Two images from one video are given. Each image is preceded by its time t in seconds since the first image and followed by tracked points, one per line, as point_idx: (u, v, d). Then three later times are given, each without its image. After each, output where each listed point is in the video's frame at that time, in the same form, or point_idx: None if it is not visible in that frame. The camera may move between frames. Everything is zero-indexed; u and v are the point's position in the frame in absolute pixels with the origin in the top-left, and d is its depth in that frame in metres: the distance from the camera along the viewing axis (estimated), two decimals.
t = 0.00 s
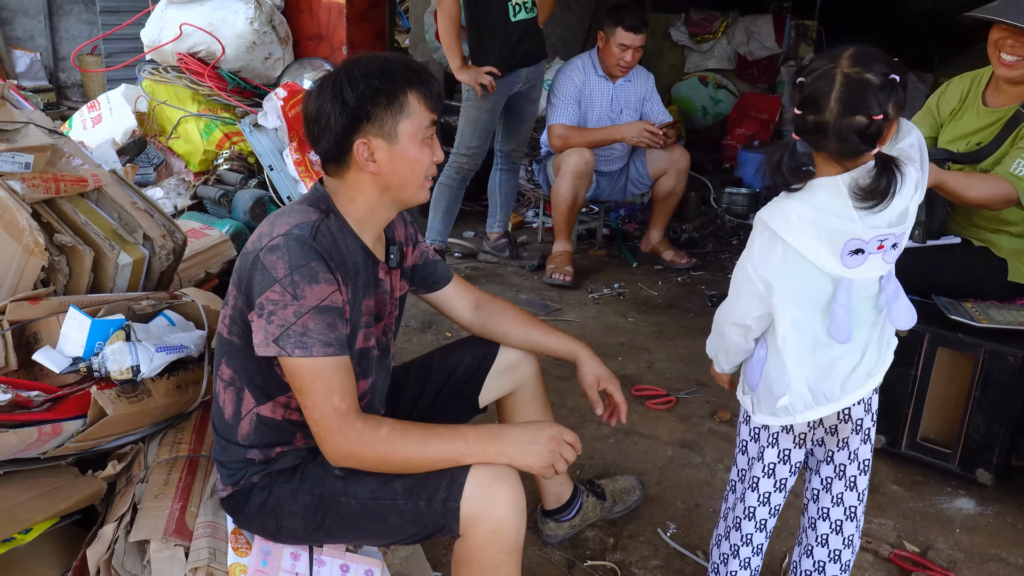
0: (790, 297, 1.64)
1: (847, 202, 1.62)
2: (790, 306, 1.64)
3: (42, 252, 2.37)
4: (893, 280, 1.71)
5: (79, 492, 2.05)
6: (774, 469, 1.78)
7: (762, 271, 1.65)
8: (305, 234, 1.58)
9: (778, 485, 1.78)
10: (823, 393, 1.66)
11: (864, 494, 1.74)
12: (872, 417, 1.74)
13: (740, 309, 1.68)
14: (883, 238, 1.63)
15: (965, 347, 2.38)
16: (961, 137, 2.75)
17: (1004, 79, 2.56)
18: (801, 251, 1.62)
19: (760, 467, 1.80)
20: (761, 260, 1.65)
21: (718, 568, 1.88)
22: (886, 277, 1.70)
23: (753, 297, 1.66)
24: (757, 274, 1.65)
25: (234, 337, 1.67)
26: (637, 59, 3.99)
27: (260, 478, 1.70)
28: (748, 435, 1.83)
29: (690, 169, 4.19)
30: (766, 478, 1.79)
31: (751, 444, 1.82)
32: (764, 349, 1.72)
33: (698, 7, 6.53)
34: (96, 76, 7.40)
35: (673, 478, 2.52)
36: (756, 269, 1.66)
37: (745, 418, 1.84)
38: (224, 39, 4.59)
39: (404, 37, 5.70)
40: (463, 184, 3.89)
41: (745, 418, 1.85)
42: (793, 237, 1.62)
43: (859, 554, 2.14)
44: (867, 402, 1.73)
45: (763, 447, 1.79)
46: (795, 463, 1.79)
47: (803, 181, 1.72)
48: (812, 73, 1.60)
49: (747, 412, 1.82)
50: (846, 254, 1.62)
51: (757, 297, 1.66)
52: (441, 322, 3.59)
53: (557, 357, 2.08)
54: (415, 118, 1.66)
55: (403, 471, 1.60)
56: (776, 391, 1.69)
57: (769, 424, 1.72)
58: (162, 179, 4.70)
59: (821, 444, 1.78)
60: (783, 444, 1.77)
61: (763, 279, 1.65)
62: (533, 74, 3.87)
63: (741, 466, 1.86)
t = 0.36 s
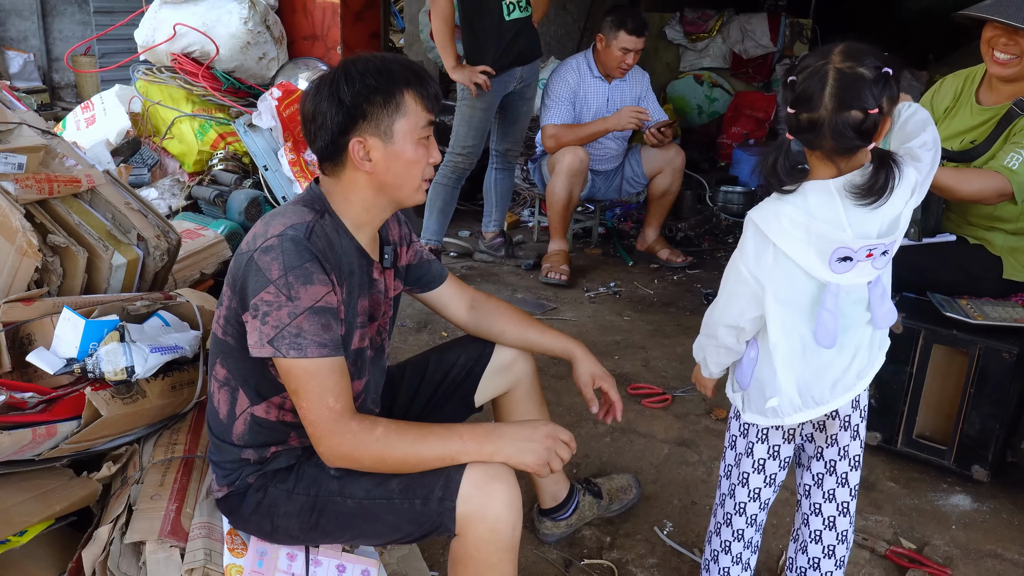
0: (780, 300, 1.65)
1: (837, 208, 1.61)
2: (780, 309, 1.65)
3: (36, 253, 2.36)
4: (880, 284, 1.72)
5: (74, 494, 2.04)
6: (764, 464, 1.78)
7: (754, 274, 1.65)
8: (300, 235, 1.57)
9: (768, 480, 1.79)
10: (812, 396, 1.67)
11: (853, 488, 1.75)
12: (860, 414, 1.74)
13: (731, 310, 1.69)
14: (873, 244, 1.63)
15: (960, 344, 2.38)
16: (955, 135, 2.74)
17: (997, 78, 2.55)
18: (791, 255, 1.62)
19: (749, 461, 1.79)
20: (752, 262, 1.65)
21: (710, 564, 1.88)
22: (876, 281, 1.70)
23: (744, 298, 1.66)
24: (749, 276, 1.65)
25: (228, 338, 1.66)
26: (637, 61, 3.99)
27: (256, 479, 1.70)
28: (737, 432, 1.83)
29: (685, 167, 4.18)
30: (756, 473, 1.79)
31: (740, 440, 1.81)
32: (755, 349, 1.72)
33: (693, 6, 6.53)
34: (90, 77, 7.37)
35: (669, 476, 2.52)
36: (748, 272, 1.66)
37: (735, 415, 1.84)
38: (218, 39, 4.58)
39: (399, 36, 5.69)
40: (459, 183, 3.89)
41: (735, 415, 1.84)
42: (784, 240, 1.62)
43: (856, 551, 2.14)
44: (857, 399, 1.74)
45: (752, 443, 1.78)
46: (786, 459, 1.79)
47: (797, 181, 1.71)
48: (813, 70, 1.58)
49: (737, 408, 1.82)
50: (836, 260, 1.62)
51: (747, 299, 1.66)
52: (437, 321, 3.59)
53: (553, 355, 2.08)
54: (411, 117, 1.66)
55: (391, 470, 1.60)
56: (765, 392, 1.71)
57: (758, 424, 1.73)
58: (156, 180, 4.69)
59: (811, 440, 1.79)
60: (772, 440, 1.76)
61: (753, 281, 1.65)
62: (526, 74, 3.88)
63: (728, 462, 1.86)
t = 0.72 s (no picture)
0: (764, 295, 1.69)
1: (837, 209, 1.61)
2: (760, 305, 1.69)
3: (40, 252, 2.36)
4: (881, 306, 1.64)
5: (80, 492, 2.04)
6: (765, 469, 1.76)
7: (743, 266, 1.72)
8: (319, 215, 1.56)
9: (769, 483, 1.77)
10: (784, 401, 1.66)
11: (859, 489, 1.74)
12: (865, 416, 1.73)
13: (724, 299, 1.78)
14: (866, 255, 1.60)
15: (967, 340, 2.37)
16: (962, 132, 2.73)
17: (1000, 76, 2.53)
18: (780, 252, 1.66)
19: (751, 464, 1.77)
20: (744, 255, 1.72)
21: (711, 567, 1.86)
22: (875, 298, 1.63)
23: (733, 289, 1.75)
24: (738, 267, 1.73)
25: (245, 330, 1.64)
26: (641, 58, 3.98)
27: (261, 477, 1.69)
28: (737, 434, 1.81)
29: (690, 164, 4.17)
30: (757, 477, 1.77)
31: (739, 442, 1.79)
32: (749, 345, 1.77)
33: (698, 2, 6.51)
34: (94, 75, 7.38)
35: (674, 473, 2.51)
36: (738, 263, 1.73)
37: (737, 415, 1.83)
38: (222, 37, 4.58)
39: (403, 34, 5.68)
40: (464, 180, 3.88)
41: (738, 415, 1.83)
42: (775, 236, 1.67)
43: (863, 549, 2.13)
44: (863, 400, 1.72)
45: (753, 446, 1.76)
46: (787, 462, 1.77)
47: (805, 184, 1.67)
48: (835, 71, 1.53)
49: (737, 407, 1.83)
50: (824, 264, 1.62)
51: (734, 290, 1.75)
52: (442, 319, 3.58)
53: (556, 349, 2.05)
54: (406, 105, 1.65)
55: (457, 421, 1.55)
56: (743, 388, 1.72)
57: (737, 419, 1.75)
58: (161, 178, 4.69)
59: (813, 442, 1.79)
60: (772, 445, 1.75)
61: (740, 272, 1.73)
62: (530, 70, 3.86)
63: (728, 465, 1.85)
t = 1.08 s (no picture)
0: (811, 294, 1.59)
1: (892, 206, 1.56)
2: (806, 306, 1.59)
3: (37, 253, 2.35)
4: (917, 306, 1.62)
5: (77, 492, 2.04)
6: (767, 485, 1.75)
7: (790, 262, 1.60)
8: (348, 207, 1.57)
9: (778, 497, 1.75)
10: (811, 407, 1.63)
11: (861, 492, 1.74)
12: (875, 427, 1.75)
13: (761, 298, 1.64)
14: (916, 261, 1.56)
15: (966, 337, 2.37)
16: (960, 127, 2.71)
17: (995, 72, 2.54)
18: (835, 249, 1.56)
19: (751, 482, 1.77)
20: (792, 251, 1.60)
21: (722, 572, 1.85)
22: (914, 304, 1.62)
23: (775, 286, 1.62)
24: (783, 263, 1.61)
25: (270, 329, 1.62)
26: (639, 55, 3.99)
27: (261, 475, 1.69)
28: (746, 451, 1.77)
29: (688, 163, 4.17)
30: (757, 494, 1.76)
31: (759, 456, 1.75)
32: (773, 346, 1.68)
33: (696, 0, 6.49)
34: (91, 76, 7.36)
35: (673, 472, 2.51)
36: (783, 257, 1.61)
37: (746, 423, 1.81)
38: (219, 37, 4.56)
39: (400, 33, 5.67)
40: (462, 179, 3.87)
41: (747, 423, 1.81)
42: (830, 232, 1.57)
43: (862, 547, 2.13)
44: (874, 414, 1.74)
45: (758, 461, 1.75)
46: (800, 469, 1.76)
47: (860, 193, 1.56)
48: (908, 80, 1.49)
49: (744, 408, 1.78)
50: (875, 266, 1.56)
51: (780, 289, 1.61)
52: (440, 318, 3.57)
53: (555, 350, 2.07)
54: (412, 107, 1.65)
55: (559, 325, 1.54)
56: (766, 390, 1.66)
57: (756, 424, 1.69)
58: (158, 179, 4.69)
59: (822, 453, 1.77)
60: (795, 455, 1.73)
61: (787, 269, 1.60)
62: (528, 69, 3.85)
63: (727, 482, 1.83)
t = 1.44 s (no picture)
0: (833, 323, 1.54)
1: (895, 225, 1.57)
2: (829, 335, 1.54)
3: (40, 247, 2.35)
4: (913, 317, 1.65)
5: (80, 488, 2.04)
6: (759, 513, 1.69)
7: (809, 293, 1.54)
8: (353, 207, 1.57)
9: (777, 519, 1.69)
10: (834, 432, 1.58)
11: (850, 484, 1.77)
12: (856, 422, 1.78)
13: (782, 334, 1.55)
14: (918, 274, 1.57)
15: (971, 335, 2.36)
16: (963, 123, 2.73)
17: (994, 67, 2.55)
18: (853, 275, 1.52)
19: (744, 510, 1.70)
20: (811, 282, 1.54)
21: None
22: (911, 314, 1.63)
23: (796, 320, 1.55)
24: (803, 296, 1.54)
25: (269, 324, 1.64)
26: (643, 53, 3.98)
27: (264, 471, 1.69)
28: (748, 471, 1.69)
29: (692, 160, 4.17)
30: (752, 523, 1.70)
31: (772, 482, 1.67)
32: (785, 376, 1.61)
33: None
34: (94, 71, 7.35)
35: (676, 470, 2.50)
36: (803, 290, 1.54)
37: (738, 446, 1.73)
38: (221, 33, 4.54)
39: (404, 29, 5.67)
40: (465, 176, 3.86)
41: (738, 447, 1.74)
42: (848, 257, 1.52)
43: (866, 546, 2.12)
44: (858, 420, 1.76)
45: (750, 489, 1.69)
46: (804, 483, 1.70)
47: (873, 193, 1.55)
48: (899, 74, 1.54)
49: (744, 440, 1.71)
50: (887, 286, 1.55)
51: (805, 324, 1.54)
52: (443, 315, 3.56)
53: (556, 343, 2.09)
54: (420, 107, 1.66)
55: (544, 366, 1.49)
56: (789, 423, 1.59)
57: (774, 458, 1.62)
58: (161, 174, 4.68)
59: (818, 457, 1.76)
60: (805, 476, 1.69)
61: (808, 301, 1.54)
62: (532, 65, 3.84)
63: (713, 512, 1.76)
